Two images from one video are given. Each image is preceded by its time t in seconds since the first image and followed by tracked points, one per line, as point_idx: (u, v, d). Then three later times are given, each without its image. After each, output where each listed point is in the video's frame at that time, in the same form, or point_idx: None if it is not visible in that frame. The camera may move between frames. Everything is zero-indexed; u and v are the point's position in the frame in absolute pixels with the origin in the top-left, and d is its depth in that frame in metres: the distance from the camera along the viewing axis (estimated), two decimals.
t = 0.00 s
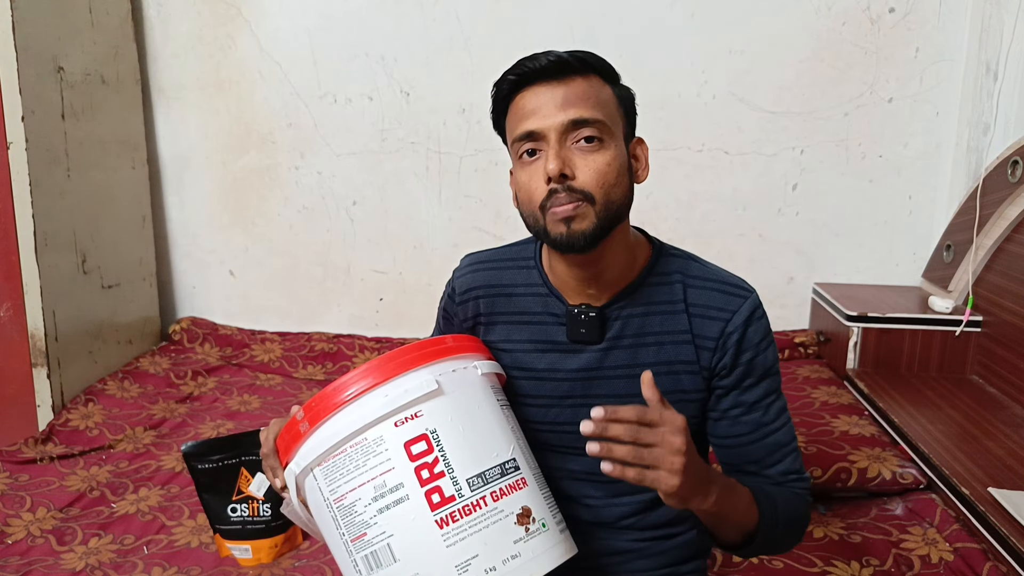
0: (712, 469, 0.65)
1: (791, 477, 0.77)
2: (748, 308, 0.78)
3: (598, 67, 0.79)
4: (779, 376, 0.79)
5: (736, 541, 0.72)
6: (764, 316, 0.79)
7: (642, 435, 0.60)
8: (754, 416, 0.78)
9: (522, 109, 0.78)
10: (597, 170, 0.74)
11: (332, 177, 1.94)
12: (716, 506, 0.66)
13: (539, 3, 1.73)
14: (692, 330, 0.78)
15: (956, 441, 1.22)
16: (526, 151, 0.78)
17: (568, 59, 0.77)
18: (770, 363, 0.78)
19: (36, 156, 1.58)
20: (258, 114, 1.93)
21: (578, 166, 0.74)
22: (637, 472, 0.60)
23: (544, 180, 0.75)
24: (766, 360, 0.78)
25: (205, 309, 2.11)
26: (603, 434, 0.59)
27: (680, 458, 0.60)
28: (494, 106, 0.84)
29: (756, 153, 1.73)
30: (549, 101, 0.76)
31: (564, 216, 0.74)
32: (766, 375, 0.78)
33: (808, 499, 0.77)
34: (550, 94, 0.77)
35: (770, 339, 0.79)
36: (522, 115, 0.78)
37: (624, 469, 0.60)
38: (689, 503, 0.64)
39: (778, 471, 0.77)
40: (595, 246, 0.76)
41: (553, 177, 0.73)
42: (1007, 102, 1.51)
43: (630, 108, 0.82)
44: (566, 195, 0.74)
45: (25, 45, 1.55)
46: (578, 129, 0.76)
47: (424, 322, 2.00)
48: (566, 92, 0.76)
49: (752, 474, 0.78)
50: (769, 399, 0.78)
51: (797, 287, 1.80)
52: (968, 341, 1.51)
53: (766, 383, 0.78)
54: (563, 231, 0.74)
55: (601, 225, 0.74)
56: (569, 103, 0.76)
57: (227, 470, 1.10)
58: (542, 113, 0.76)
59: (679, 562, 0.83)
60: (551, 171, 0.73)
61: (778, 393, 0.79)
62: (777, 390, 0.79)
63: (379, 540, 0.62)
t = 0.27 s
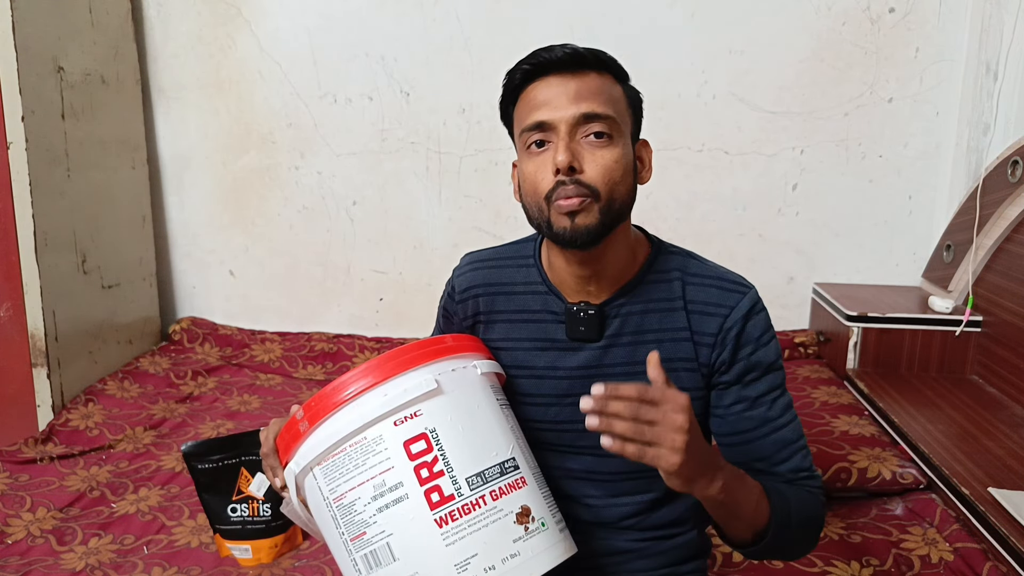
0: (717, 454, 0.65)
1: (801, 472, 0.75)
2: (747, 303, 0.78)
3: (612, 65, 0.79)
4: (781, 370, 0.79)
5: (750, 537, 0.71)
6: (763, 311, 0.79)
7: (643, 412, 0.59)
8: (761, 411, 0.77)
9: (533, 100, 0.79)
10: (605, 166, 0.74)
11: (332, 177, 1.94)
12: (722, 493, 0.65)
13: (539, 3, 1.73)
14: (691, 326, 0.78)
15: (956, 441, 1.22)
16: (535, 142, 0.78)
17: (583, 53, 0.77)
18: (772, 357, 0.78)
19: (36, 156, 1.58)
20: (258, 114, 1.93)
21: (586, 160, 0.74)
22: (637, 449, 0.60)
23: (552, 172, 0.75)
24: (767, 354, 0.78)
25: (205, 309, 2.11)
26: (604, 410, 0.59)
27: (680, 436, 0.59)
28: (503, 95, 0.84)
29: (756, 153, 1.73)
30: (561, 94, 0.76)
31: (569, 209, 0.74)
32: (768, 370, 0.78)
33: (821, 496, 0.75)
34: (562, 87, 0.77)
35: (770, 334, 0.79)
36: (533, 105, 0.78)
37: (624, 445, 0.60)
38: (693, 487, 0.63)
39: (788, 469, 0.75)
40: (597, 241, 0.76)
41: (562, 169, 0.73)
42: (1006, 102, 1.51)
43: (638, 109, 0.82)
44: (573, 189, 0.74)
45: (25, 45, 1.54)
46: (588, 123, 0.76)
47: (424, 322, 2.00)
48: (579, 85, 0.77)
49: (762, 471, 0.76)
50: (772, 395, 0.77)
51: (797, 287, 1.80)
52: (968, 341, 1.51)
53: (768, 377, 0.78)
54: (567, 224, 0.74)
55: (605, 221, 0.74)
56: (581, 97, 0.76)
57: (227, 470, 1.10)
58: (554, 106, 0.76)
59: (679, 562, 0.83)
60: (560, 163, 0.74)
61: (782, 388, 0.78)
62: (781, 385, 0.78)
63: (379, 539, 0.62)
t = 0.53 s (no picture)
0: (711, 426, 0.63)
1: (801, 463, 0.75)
2: (746, 291, 0.79)
3: (623, 58, 0.79)
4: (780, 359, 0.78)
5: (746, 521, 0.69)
6: (762, 299, 0.79)
7: (639, 368, 0.57)
8: (761, 398, 0.76)
9: (543, 88, 0.78)
10: (614, 158, 0.74)
11: (332, 177, 1.94)
12: (717, 465, 0.63)
13: (539, 3, 1.73)
14: (691, 316, 0.79)
15: (956, 441, 1.22)
16: (543, 131, 0.78)
17: (597, 44, 0.76)
18: (770, 346, 0.78)
19: (36, 156, 1.58)
20: (258, 114, 1.93)
21: (595, 152, 0.74)
22: (631, 404, 0.58)
23: (561, 162, 0.75)
24: (765, 342, 0.78)
25: (205, 309, 2.11)
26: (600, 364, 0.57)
27: (676, 394, 0.57)
28: (510, 82, 0.83)
29: (756, 153, 1.73)
30: (573, 84, 0.76)
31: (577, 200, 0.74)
32: (767, 358, 0.77)
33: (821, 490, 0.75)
34: (573, 76, 0.76)
35: (768, 323, 0.79)
36: (543, 94, 0.78)
37: (617, 399, 0.58)
38: (686, 454, 0.61)
39: (789, 459, 0.74)
40: (603, 233, 0.76)
41: (572, 160, 0.73)
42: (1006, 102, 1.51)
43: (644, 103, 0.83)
44: (581, 180, 0.74)
45: (25, 45, 1.54)
46: (598, 115, 0.76)
47: (424, 322, 2.00)
48: (591, 76, 0.76)
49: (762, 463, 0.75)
50: (771, 383, 0.77)
51: (797, 287, 1.80)
52: (968, 341, 1.51)
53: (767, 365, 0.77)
54: (573, 215, 0.74)
55: (612, 212, 0.74)
56: (593, 88, 0.76)
57: (227, 470, 1.10)
58: (565, 96, 0.76)
59: (680, 563, 0.83)
60: (571, 153, 0.73)
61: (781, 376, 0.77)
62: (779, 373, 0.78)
63: (377, 541, 0.62)
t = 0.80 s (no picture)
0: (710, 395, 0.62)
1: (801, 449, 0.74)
2: (742, 281, 0.79)
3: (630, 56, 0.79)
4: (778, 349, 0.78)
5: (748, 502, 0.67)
6: (759, 289, 0.80)
7: (634, 331, 0.57)
8: (757, 386, 0.76)
9: (548, 80, 0.78)
10: (616, 156, 0.74)
11: (332, 177, 1.94)
12: (715, 433, 0.62)
13: (539, 3, 1.73)
14: (688, 306, 0.79)
15: (955, 441, 1.22)
16: (546, 124, 0.78)
17: (605, 40, 0.76)
18: (768, 335, 0.78)
19: (36, 156, 1.58)
20: (258, 114, 1.93)
21: (598, 148, 0.74)
22: (625, 366, 0.58)
23: (563, 156, 0.75)
24: (763, 331, 0.77)
25: (205, 309, 2.11)
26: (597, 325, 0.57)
27: (671, 356, 0.57)
28: (515, 71, 0.83)
29: (756, 153, 1.73)
30: (578, 78, 0.76)
31: (576, 195, 0.74)
32: (765, 347, 0.77)
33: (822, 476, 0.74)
34: (580, 71, 0.76)
35: (766, 311, 0.79)
36: (548, 86, 0.78)
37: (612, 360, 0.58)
38: (684, 421, 0.61)
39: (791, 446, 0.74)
40: (600, 229, 0.76)
41: (574, 155, 0.73)
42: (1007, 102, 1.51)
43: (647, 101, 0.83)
44: (582, 176, 0.74)
45: (25, 45, 1.55)
46: (602, 111, 0.76)
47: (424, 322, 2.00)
48: (597, 72, 0.76)
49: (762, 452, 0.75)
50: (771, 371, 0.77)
51: (797, 287, 1.80)
52: (968, 341, 1.51)
53: (765, 354, 0.77)
54: (572, 210, 0.74)
55: (611, 210, 0.75)
56: (598, 84, 0.76)
57: (227, 470, 1.10)
58: (570, 89, 0.76)
59: (680, 564, 0.83)
60: (573, 148, 0.73)
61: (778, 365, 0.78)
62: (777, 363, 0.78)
63: (374, 539, 0.62)
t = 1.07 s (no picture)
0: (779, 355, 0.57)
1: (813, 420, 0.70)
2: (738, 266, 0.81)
3: (644, 66, 0.77)
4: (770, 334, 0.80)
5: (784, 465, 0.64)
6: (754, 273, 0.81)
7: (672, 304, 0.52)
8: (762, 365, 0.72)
9: (555, 85, 0.77)
10: (610, 172, 0.74)
11: (333, 177, 1.94)
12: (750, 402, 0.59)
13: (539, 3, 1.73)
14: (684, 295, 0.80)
15: (955, 441, 1.22)
16: (549, 129, 0.78)
17: (615, 51, 0.75)
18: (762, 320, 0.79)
19: (36, 156, 1.58)
20: (258, 114, 1.93)
21: (592, 162, 0.74)
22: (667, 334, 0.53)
23: (557, 167, 0.74)
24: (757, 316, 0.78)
25: (205, 309, 2.11)
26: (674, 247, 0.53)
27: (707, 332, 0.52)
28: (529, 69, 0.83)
29: (756, 153, 1.73)
30: (584, 88, 0.75)
31: (566, 208, 0.74)
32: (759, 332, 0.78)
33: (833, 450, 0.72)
34: (586, 80, 0.76)
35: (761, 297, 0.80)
36: (555, 92, 0.77)
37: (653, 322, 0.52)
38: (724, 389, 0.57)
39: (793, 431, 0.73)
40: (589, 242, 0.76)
41: (566, 169, 0.73)
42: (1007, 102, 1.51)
43: (661, 112, 0.82)
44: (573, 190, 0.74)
45: (25, 45, 1.54)
46: (603, 125, 0.75)
47: (424, 322, 2.00)
48: (603, 83, 0.75)
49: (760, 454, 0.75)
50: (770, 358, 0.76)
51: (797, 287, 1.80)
52: (968, 341, 1.51)
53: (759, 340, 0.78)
54: (561, 222, 0.74)
55: (599, 224, 0.75)
56: (603, 95, 0.75)
57: (227, 470, 1.09)
58: (573, 99, 0.75)
59: (680, 564, 0.83)
60: (566, 162, 0.73)
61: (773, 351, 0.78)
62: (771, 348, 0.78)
63: (367, 534, 0.62)
